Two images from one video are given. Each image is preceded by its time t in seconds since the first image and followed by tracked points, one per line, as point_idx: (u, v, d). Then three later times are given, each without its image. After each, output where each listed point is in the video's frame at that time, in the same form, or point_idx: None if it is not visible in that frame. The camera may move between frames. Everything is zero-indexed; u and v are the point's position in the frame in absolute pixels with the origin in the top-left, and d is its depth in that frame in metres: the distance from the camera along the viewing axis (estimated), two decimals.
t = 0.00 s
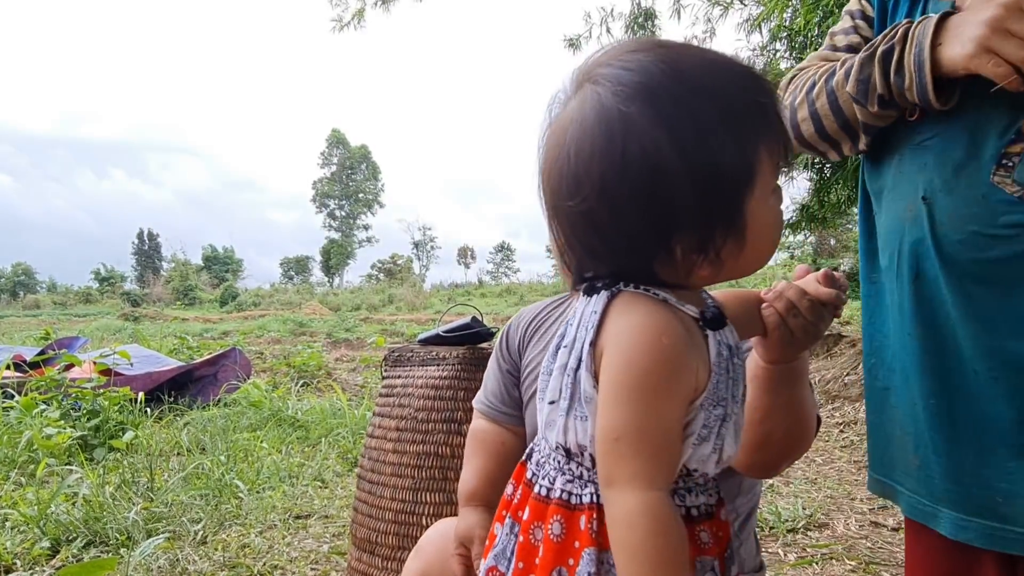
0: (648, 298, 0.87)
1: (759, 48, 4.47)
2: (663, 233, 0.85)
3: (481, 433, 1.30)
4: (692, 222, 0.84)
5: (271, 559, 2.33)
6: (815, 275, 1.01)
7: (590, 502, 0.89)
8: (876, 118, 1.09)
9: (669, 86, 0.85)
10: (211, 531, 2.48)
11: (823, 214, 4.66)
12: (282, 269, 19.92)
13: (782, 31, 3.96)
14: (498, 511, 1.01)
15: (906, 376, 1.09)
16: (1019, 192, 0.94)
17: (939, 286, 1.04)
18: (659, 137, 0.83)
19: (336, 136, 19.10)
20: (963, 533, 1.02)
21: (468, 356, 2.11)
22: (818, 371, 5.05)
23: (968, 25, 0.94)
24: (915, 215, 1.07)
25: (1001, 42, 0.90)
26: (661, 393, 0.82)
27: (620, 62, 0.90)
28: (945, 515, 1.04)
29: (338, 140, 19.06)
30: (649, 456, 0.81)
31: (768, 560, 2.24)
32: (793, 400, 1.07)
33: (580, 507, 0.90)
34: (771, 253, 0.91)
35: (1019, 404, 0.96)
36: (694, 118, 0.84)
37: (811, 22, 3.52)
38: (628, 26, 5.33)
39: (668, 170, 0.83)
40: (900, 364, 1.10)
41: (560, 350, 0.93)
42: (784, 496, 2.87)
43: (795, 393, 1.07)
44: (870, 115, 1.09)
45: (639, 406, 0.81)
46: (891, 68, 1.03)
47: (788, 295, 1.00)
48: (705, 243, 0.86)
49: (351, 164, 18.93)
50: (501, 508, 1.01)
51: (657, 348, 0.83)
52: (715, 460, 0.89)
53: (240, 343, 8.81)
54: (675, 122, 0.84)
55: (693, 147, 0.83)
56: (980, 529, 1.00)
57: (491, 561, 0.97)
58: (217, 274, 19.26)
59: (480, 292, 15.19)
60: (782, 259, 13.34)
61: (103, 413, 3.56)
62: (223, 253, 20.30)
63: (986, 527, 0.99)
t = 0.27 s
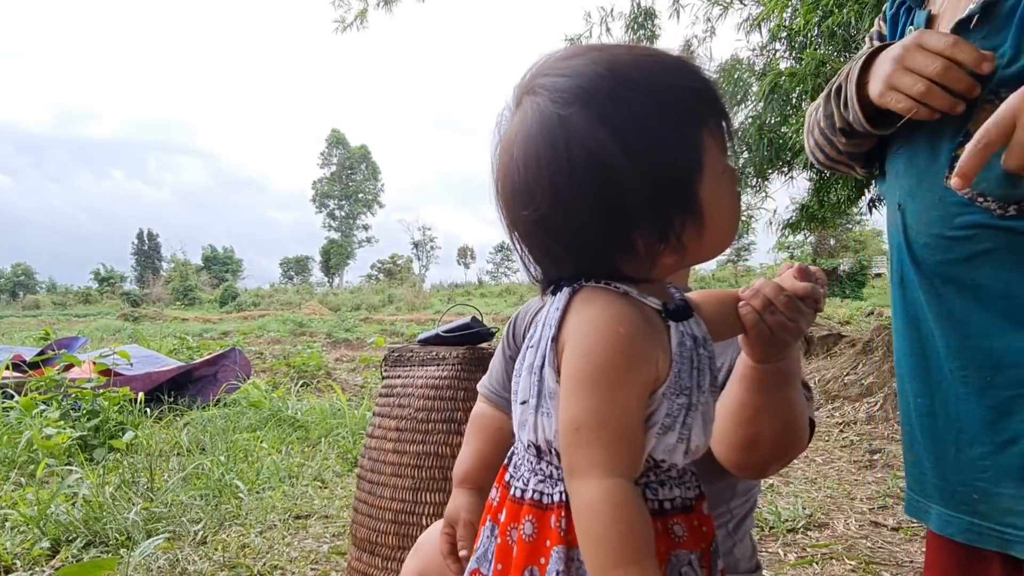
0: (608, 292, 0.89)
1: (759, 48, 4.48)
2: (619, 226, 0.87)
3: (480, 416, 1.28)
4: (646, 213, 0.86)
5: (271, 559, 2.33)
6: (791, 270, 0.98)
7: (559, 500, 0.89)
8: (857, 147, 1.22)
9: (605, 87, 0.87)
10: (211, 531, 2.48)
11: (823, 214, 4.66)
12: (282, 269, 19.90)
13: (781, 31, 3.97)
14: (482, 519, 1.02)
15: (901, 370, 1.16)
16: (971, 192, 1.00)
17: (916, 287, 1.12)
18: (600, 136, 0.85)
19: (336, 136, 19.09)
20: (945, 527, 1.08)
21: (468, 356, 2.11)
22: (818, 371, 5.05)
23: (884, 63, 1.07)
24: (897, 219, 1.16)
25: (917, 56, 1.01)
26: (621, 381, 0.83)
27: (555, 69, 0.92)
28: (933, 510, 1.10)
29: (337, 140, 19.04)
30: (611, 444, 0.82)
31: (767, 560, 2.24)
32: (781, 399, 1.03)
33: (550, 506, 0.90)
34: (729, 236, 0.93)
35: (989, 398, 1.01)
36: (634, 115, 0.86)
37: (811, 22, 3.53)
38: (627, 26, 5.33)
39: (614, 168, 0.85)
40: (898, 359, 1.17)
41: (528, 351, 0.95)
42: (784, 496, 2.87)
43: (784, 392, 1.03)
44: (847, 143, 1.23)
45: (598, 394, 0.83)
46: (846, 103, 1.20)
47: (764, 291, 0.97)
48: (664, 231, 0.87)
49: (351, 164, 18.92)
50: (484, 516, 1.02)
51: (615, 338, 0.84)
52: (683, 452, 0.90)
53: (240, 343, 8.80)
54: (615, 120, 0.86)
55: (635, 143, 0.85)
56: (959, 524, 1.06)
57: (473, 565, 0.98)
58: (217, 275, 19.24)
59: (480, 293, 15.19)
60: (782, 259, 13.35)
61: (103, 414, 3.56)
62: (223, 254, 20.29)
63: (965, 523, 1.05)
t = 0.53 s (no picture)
0: (575, 286, 0.90)
1: (759, 48, 4.48)
2: (577, 220, 0.87)
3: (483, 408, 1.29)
4: (601, 203, 0.86)
5: (271, 559, 2.33)
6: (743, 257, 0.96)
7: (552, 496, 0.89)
8: (869, 160, 1.28)
9: (545, 90, 0.87)
10: (211, 531, 2.48)
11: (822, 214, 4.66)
12: (282, 269, 19.90)
13: (781, 31, 3.97)
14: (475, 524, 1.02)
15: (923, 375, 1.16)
16: (990, 189, 1.01)
17: (933, 289, 1.13)
18: (549, 137, 0.86)
19: (335, 136, 19.08)
20: (962, 536, 1.07)
21: (469, 356, 2.11)
22: (818, 371, 5.05)
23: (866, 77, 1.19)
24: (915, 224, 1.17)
25: (891, 60, 1.12)
26: (590, 368, 0.84)
27: (493, 83, 0.92)
28: (951, 519, 1.10)
29: (337, 140, 19.02)
30: (584, 430, 0.83)
31: (768, 560, 2.24)
32: (750, 391, 1.01)
33: (545, 502, 0.89)
34: (688, 218, 0.93)
35: (1006, 401, 1.01)
36: (579, 112, 0.86)
37: (811, 22, 3.53)
38: (627, 26, 5.33)
39: (567, 165, 0.85)
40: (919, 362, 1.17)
41: (505, 353, 0.96)
42: (784, 496, 2.87)
43: (752, 383, 1.01)
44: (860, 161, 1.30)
45: (567, 382, 0.84)
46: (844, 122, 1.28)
47: (716, 281, 0.95)
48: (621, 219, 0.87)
49: (351, 164, 18.91)
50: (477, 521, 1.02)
51: (581, 330, 0.86)
52: (665, 430, 0.91)
53: (240, 343, 8.80)
54: (561, 119, 0.86)
55: (584, 139, 0.85)
56: (975, 532, 1.05)
57: (471, 569, 0.97)
58: (217, 275, 19.24)
59: (480, 293, 15.19)
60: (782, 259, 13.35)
61: (104, 414, 3.56)
62: (223, 254, 20.29)
63: (979, 530, 1.05)
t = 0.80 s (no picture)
0: (544, 284, 0.90)
1: (758, 49, 4.48)
2: (534, 219, 0.88)
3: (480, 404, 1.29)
4: (554, 201, 0.87)
5: (271, 560, 2.33)
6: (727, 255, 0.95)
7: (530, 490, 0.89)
8: (863, 86, 1.31)
9: (494, 96, 0.89)
10: (210, 532, 2.48)
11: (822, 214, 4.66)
12: (282, 270, 19.90)
13: (781, 32, 3.97)
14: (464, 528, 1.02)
15: (976, 385, 1.11)
16: None
17: (991, 300, 1.07)
18: (498, 140, 0.87)
19: (335, 137, 19.08)
20: None
21: (467, 357, 2.11)
22: (818, 371, 5.05)
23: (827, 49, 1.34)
24: (967, 236, 1.10)
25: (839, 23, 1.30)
26: (558, 357, 0.85)
27: (450, 96, 0.95)
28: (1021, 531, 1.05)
29: (337, 141, 19.02)
30: (554, 418, 0.83)
31: (768, 561, 2.23)
32: (738, 390, 1.01)
33: (523, 497, 0.90)
34: (652, 215, 0.92)
35: None
36: (526, 114, 0.87)
37: (809, 23, 3.53)
38: (627, 27, 5.33)
39: (516, 166, 0.86)
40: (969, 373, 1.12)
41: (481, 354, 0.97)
42: (784, 496, 2.87)
43: (739, 382, 1.01)
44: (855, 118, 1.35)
45: (535, 373, 0.84)
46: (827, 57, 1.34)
47: (699, 280, 0.94)
48: (575, 216, 0.88)
49: (350, 164, 18.90)
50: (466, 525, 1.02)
51: (546, 321, 0.86)
52: (637, 419, 0.91)
53: (240, 344, 8.80)
54: (510, 123, 0.88)
55: (531, 140, 0.86)
56: None
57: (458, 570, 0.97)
58: (217, 276, 19.24)
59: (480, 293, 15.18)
60: (782, 258, 13.36)
61: (103, 415, 3.55)
62: (223, 254, 20.28)
63: None
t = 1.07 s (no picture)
0: (542, 282, 0.90)
1: (757, 49, 4.48)
2: (519, 216, 0.89)
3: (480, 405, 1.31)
4: (540, 200, 0.88)
5: (269, 562, 2.33)
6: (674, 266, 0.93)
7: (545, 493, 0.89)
8: (872, 167, 1.29)
9: (486, 94, 0.91)
10: (209, 533, 2.48)
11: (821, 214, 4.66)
12: (281, 270, 19.90)
13: (780, 32, 3.96)
14: (459, 539, 1.00)
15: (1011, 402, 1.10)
16: None
17: None
18: (487, 136, 0.88)
19: (334, 137, 19.08)
20: None
21: (465, 358, 2.11)
22: (817, 371, 5.06)
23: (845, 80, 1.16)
24: (1004, 267, 1.08)
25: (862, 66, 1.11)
26: (559, 353, 0.84)
27: (441, 93, 0.96)
28: None
29: (336, 141, 19.01)
30: (558, 415, 0.83)
31: (767, 562, 2.23)
32: (703, 399, 0.99)
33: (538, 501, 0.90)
34: (639, 220, 0.93)
35: None
36: (515, 112, 0.89)
37: (808, 23, 3.53)
38: (626, 27, 5.33)
39: (504, 163, 0.87)
40: (996, 392, 1.12)
41: (476, 356, 0.96)
42: (783, 497, 2.87)
43: (707, 391, 0.99)
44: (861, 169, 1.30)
45: (537, 370, 0.84)
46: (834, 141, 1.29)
47: (649, 294, 0.94)
48: (561, 216, 0.89)
49: (350, 165, 18.88)
50: (461, 535, 1.01)
51: (548, 316, 0.86)
52: (641, 412, 0.93)
53: (239, 344, 8.80)
54: (501, 120, 0.89)
55: (520, 137, 0.88)
56: None
57: None
58: (217, 276, 19.23)
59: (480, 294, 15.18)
60: (781, 258, 13.35)
61: (102, 416, 3.55)
62: (222, 255, 20.27)
63: None
